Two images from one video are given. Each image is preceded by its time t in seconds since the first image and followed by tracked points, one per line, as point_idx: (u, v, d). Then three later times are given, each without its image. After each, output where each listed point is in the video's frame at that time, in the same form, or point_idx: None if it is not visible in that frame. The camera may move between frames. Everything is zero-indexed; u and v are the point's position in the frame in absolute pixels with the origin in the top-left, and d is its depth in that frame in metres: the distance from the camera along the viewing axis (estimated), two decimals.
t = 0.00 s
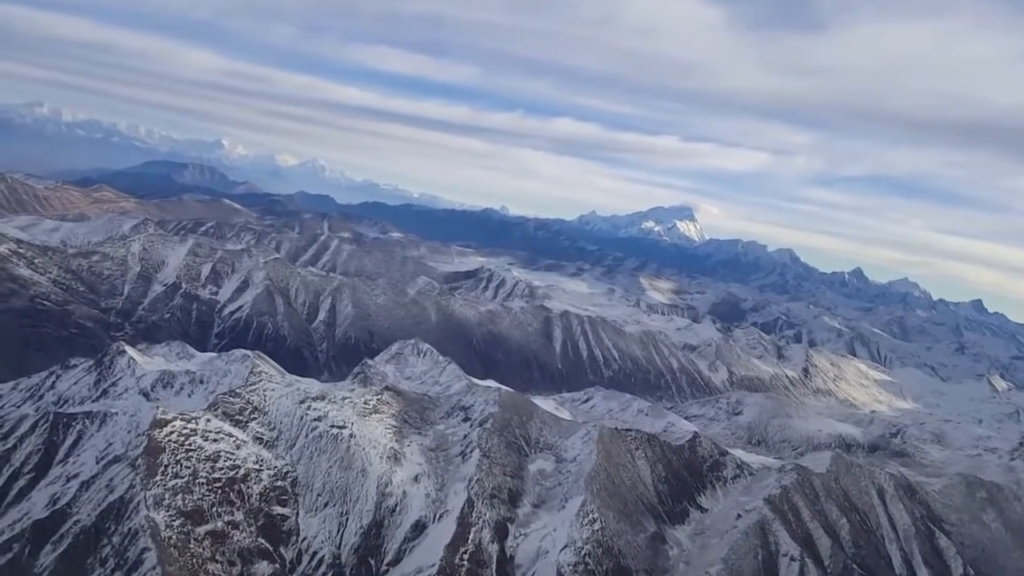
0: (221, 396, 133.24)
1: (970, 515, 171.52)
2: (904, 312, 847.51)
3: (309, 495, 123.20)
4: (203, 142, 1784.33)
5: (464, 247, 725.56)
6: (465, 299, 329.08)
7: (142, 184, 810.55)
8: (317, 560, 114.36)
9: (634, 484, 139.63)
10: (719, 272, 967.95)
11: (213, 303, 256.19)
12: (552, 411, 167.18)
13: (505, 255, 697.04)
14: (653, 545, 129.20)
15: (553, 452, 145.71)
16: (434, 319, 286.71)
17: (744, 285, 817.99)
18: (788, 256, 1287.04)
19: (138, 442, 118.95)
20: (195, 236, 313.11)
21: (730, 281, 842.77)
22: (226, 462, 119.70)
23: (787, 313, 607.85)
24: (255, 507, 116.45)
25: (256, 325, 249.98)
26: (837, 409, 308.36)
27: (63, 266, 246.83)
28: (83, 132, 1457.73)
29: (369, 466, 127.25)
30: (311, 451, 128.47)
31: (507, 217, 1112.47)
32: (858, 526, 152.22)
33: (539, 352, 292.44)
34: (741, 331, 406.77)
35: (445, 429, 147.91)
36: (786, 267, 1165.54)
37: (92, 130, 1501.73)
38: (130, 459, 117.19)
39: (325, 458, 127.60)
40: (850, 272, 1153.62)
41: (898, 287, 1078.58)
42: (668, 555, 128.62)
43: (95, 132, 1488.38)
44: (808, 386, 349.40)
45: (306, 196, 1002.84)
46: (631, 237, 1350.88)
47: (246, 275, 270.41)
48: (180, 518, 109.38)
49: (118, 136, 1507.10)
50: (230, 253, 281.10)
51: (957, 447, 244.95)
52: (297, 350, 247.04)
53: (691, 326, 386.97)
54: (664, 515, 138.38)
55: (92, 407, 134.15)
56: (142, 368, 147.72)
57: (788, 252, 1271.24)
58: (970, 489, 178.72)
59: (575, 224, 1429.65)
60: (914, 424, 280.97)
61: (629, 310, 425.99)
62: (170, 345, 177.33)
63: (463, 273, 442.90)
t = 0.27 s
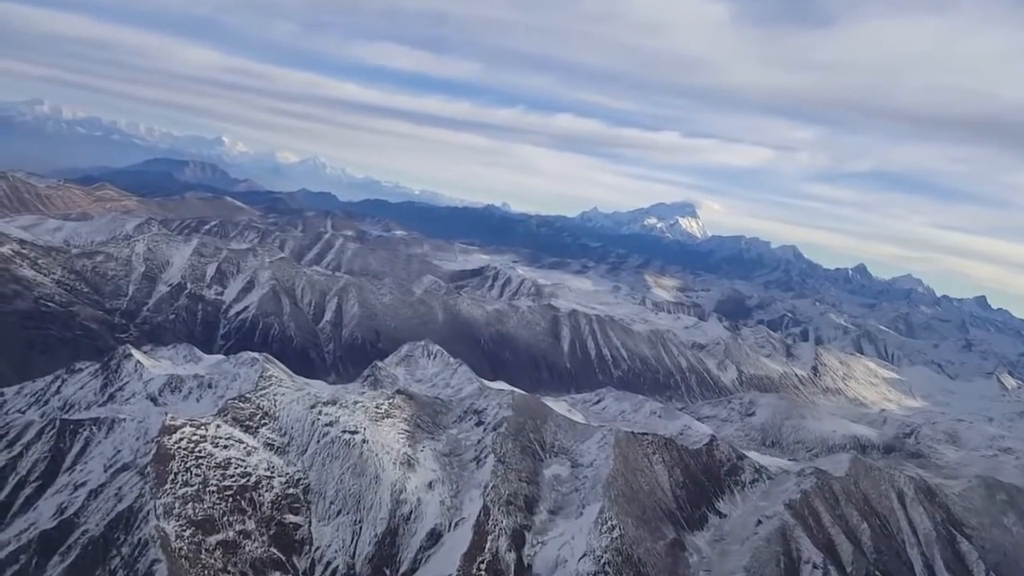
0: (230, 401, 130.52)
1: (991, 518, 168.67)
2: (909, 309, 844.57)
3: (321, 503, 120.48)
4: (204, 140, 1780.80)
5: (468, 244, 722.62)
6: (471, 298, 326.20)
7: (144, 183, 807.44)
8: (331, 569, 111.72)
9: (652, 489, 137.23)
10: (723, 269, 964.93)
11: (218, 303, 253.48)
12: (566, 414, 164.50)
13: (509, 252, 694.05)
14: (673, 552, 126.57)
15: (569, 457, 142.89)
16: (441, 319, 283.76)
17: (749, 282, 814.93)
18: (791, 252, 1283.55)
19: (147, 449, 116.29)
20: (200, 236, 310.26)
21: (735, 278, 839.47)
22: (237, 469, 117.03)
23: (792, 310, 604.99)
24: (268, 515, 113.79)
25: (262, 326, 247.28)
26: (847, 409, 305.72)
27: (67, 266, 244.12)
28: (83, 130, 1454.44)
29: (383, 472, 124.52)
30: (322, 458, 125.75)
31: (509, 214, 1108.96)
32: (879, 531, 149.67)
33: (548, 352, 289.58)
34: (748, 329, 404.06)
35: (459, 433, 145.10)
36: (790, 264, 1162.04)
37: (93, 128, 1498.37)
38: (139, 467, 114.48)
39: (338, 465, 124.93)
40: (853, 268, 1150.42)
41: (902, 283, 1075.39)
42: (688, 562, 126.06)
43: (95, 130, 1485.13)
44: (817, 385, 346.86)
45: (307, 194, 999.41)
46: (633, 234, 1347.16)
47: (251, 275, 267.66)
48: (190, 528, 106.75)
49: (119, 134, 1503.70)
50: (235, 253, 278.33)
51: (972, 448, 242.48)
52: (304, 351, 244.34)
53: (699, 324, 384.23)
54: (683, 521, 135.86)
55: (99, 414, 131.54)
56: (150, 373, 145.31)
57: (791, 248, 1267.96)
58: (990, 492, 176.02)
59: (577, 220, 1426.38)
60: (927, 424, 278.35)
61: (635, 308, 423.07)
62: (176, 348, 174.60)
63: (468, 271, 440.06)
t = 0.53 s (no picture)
0: (240, 402, 127.61)
1: (1011, 518, 165.74)
2: (914, 302, 841.99)
3: (335, 507, 117.75)
4: (205, 133, 1776.11)
5: (471, 238, 719.46)
6: (478, 293, 323.34)
7: (145, 177, 803.55)
8: None
9: (671, 492, 134.75)
10: (726, 262, 961.80)
11: (224, 300, 250.77)
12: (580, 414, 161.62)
13: (512, 246, 690.95)
14: (693, 556, 124.08)
15: (585, 458, 140.00)
16: (449, 315, 280.95)
17: (753, 276, 811.92)
18: (794, 246, 1280.07)
19: (156, 454, 113.69)
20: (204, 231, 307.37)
21: (739, 272, 836.35)
22: (248, 474, 114.24)
23: (798, 304, 602.36)
24: (280, 521, 111.15)
25: (269, 323, 244.52)
26: (858, 405, 303.33)
27: (70, 263, 241.25)
28: (83, 124, 1449.81)
29: (397, 475, 121.75)
30: (335, 461, 122.99)
31: (512, 208, 1105.52)
32: (900, 533, 147.23)
33: (556, 349, 286.76)
34: (756, 324, 401.40)
35: (472, 435, 142.25)
36: (793, 257, 1158.64)
37: (93, 122, 1493.94)
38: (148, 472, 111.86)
39: (351, 468, 122.15)
40: (857, 261, 1147.36)
41: (906, 276, 1072.93)
42: (709, 566, 123.58)
43: (96, 124, 1480.63)
44: (826, 381, 344.58)
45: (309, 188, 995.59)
46: (636, 227, 1343.58)
47: (257, 272, 264.89)
48: (202, 535, 104.08)
49: (120, 128, 1499.38)
50: (240, 249, 275.41)
51: (988, 445, 240.17)
52: (311, 348, 241.63)
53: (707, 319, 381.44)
54: (702, 524, 133.45)
55: (107, 416, 129.14)
56: (157, 373, 142.73)
57: (794, 241, 1264.62)
58: (1010, 491, 173.35)
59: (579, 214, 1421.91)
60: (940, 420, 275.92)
61: (642, 303, 420.16)
62: (183, 347, 171.83)
63: (473, 266, 437.27)
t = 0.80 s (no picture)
0: (254, 409, 124.87)
1: None
2: (923, 297, 837.60)
3: (352, 516, 114.97)
4: (209, 132, 1774.24)
5: (478, 236, 716.52)
6: (488, 292, 320.49)
7: (150, 177, 801.44)
8: None
9: (694, 498, 132.18)
10: (734, 259, 957.56)
11: (233, 301, 248.31)
12: (598, 417, 158.66)
13: (519, 244, 687.93)
14: (719, 564, 121.36)
15: (605, 464, 136.97)
16: (460, 315, 278.15)
17: (761, 272, 807.90)
18: (801, 241, 1275.05)
19: (170, 463, 111.19)
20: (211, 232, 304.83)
21: (746, 268, 832.34)
22: (263, 482, 111.47)
23: (807, 300, 598.76)
24: (297, 531, 108.38)
25: (279, 325, 241.96)
26: (873, 404, 300.22)
27: (78, 265, 238.94)
28: (87, 124, 1448.07)
29: (415, 483, 118.89)
30: (351, 468, 120.16)
31: (518, 205, 1102.08)
32: (927, 537, 144.43)
33: (568, 348, 283.79)
34: (768, 322, 398.13)
35: (490, 440, 139.39)
36: (800, 252, 1153.82)
37: (97, 121, 1492.41)
38: (161, 481, 109.22)
39: (368, 476, 119.31)
40: (864, 257, 1142.47)
41: (914, 272, 1068.06)
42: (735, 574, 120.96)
43: (100, 123, 1479.17)
44: (839, 379, 341.47)
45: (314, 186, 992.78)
46: (642, 224, 1339.21)
47: (266, 272, 262.38)
48: (217, 547, 101.37)
49: (124, 127, 1497.54)
50: (248, 249, 272.84)
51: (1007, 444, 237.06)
52: (322, 349, 239.05)
53: (718, 317, 378.33)
54: (727, 530, 130.86)
55: (118, 423, 126.79)
56: (169, 378, 140.17)
57: (800, 237, 1259.88)
58: None
59: (584, 210, 1418.33)
60: (957, 418, 272.74)
61: (652, 300, 417.03)
62: (193, 350, 169.27)
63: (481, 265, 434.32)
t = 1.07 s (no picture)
0: (260, 416, 121.83)
1: None
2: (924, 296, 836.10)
3: (363, 528, 112.06)
4: (206, 131, 1768.95)
5: (478, 236, 713.40)
6: (491, 293, 317.52)
7: (148, 177, 797.66)
8: None
9: (711, 506, 129.29)
10: (733, 257, 955.42)
11: (234, 303, 245.15)
12: (610, 422, 155.66)
13: (519, 243, 685.08)
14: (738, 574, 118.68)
15: (619, 471, 134.16)
16: (464, 316, 275.19)
17: (761, 271, 805.65)
18: (800, 239, 1273.17)
19: (176, 473, 108.31)
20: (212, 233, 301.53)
21: (747, 267, 829.98)
22: (272, 493, 108.52)
23: (809, 299, 596.50)
24: (306, 544, 105.45)
25: (281, 327, 238.80)
26: (880, 405, 297.88)
27: (77, 267, 235.64)
28: (84, 123, 1442.17)
29: (427, 492, 115.99)
30: (361, 478, 117.24)
31: (517, 204, 1099.16)
32: (947, 544, 142.05)
33: (573, 350, 280.83)
34: (772, 321, 395.58)
35: (501, 447, 136.44)
36: (800, 251, 1151.75)
37: (94, 121, 1487.19)
38: (167, 493, 106.28)
39: (378, 486, 116.50)
40: (863, 255, 1141.09)
41: (914, 270, 1066.73)
42: None
43: (97, 123, 1473.70)
44: (845, 380, 339.10)
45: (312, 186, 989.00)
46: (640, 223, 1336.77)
47: (268, 274, 259.19)
48: (225, 561, 98.48)
49: (120, 126, 1492.13)
50: (249, 250, 269.56)
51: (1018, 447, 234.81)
52: (325, 352, 236.01)
53: (722, 317, 375.76)
54: (745, 538, 128.18)
55: (121, 432, 123.69)
56: (172, 385, 137.00)
57: (799, 236, 1258.13)
58: None
59: (583, 209, 1415.99)
60: (966, 420, 270.45)
61: (655, 300, 414.23)
62: (196, 355, 166.06)
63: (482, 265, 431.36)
